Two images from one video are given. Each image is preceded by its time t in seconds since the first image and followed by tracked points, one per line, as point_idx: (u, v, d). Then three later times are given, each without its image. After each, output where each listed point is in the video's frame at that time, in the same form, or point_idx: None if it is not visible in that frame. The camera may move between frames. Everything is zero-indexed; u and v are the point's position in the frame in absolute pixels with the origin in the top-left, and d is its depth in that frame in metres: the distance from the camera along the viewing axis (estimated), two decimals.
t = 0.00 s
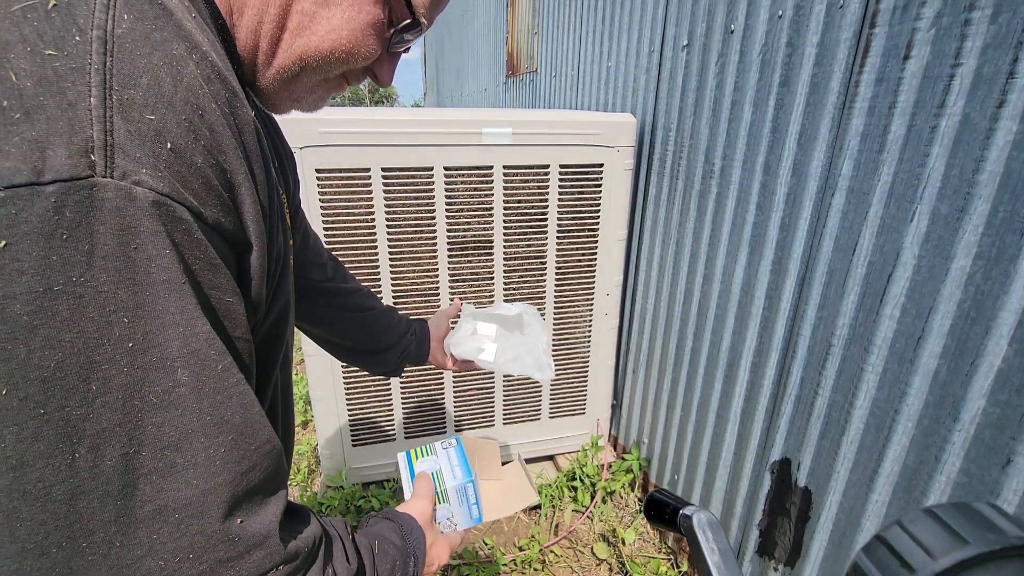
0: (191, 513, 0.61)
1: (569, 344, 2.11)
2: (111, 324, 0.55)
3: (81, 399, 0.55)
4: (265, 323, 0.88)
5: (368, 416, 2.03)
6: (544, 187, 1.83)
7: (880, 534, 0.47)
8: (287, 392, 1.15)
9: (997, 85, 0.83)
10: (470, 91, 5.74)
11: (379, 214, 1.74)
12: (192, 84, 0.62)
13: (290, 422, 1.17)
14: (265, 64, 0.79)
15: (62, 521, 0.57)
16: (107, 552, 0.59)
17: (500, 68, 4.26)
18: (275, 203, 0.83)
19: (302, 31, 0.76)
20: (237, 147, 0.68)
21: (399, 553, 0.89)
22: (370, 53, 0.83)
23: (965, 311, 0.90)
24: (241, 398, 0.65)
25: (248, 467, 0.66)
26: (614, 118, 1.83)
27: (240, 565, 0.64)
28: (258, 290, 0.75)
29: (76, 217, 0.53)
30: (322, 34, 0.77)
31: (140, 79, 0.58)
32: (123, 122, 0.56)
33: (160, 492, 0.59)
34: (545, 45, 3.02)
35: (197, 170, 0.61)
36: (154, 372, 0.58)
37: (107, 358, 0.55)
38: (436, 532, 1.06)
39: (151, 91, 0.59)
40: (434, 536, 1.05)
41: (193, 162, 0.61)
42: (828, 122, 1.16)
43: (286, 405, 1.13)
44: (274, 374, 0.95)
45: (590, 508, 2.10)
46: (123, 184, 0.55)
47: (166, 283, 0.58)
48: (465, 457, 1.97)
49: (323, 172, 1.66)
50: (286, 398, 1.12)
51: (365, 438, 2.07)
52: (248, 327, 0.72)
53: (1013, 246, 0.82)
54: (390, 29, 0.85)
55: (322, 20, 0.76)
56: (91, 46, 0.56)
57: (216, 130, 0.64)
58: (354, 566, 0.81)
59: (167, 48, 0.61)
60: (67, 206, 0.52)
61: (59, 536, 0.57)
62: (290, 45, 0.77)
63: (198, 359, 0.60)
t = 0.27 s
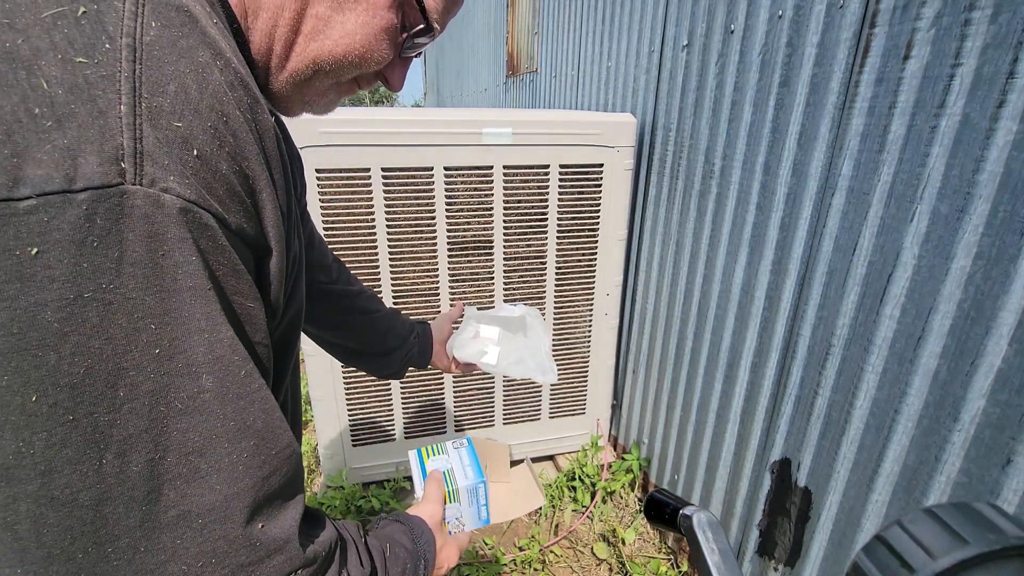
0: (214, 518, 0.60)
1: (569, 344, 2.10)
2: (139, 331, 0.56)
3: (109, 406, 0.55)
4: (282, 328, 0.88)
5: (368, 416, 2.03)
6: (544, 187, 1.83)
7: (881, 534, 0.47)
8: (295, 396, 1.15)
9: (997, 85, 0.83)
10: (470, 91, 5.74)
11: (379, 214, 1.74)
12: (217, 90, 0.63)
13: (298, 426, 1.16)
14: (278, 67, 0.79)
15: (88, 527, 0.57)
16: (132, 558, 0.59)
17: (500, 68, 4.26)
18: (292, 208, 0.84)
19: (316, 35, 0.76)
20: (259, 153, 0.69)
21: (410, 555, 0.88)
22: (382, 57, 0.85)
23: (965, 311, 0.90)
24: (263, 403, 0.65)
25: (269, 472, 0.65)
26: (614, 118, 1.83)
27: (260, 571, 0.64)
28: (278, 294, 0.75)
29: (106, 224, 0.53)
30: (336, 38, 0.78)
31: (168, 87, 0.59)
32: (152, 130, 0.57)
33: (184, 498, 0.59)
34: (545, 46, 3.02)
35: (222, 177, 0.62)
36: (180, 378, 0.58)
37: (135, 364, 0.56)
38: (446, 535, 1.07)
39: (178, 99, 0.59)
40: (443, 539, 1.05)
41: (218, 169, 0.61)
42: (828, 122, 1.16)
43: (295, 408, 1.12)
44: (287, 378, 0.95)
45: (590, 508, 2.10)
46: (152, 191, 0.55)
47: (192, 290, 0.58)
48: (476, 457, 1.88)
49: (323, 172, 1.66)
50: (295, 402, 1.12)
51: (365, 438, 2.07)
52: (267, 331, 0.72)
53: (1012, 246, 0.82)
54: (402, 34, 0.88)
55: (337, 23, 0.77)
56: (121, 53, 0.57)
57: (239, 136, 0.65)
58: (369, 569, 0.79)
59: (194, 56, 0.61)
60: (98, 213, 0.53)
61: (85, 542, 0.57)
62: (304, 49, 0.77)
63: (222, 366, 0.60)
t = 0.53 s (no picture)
0: (230, 523, 0.61)
1: (569, 344, 2.10)
2: (157, 336, 0.56)
3: (127, 411, 0.55)
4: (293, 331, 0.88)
5: (368, 416, 2.03)
6: (544, 187, 1.83)
7: (880, 534, 0.47)
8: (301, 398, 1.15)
9: (997, 85, 0.83)
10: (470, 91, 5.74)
11: (379, 214, 1.74)
12: (233, 95, 0.62)
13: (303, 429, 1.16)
14: (286, 68, 0.78)
15: (106, 534, 0.56)
16: (149, 563, 0.59)
17: (500, 68, 4.26)
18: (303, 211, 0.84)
19: (325, 35, 0.76)
20: (274, 157, 0.69)
21: (419, 558, 0.87)
22: (390, 58, 0.85)
23: (965, 311, 0.90)
24: (277, 408, 0.65)
25: (283, 478, 0.66)
26: (614, 118, 1.83)
27: None
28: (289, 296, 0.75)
29: (125, 230, 0.54)
30: (345, 38, 0.77)
31: (185, 91, 0.59)
32: (170, 135, 0.57)
33: (199, 503, 0.59)
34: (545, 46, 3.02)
35: (238, 181, 0.62)
36: (196, 384, 0.58)
37: (152, 370, 0.56)
38: (454, 535, 1.06)
39: (195, 104, 0.59)
40: (452, 540, 1.04)
41: (234, 173, 0.62)
42: (828, 122, 1.16)
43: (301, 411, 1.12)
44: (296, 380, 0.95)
45: (590, 508, 2.10)
46: (169, 197, 0.56)
47: (209, 295, 0.58)
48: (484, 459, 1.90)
49: (323, 172, 1.66)
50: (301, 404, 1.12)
51: (365, 438, 2.07)
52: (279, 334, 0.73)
53: (1012, 245, 0.82)
54: (411, 34, 0.89)
55: (346, 23, 0.77)
56: (139, 58, 0.57)
57: (255, 141, 0.65)
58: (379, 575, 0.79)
59: (210, 60, 0.61)
60: (117, 219, 0.53)
61: (102, 548, 0.57)
62: (313, 49, 0.77)
63: (238, 371, 0.61)
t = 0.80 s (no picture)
0: (235, 527, 0.61)
1: (569, 344, 2.10)
2: (165, 341, 0.56)
3: (136, 416, 0.55)
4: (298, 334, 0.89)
5: (368, 416, 2.03)
6: (544, 187, 1.83)
7: (880, 534, 0.47)
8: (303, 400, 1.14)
9: (997, 85, 0.83)
10: (471, 91, 5.74)
11: (379, 214, 1.74)
12: (242, 101, 0.63)
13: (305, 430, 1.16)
14: (294, 68, 0.78)
15: (113, 537, 0.56)
16: (154, 566, 0.59)
17: (500, 67, 4.26)
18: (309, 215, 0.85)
19: (334, 37, 0.76)
20: (282, 163, 0.69)
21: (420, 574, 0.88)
22: (398, 56, 0.85)
23: (965, 311, 0.90)
24: (283, 412, 0.66)
25: (289, 482, 0.66)
26: (614, 118, 1.83)
27: None
28: (296, 299, 0.76)
29: (135, 236, 0.53)
30: (354, 38, 0.78)
31: (195, 97, 0.59)
32: (179, 141, 0.57)
33: (205, 506, 0.59)
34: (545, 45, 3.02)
35: (246, 186, 0.63)
36: (203, 389, 0.58)
37: (160, 375, 0.56)
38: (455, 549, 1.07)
39: (205, 110, 0.59)
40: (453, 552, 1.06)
41: (242, 178, 0.62)
42: (828, 122, 1.16)
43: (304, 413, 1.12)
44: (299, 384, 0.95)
45: (590, 508, 2.10)
46: (179, 203, 0.55)
47: (217, 300, 0.58)
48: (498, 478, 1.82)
49: (323, 172, 1.66)
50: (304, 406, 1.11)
51: (365, 438, 2.07)
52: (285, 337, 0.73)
53: (1012, 246, 0.82)
54: (417, 31, 0.89)
55: (355, 24, 0.77)
56: (150, 64, 0.57)
57: (263, 146, 0.65)
58: None
59: (219, 66, 0.62)
60: (127, 224, 0.53)
61: (108, 551, 0.56)
62: (322, 50, 0.77)
63: (245, 376, 0.61)
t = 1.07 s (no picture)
0: (234, 525, 0.61)
1: (569, 344, 2.10)
2: (167, 341, 0.56)
3: (137, 414, 0.55)
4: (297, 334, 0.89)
5: (368, 416, 2.03)
6: (544, 187, 1.83)
7: (880, 534, 0.47)
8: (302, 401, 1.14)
9: (997, 85, 0.83)
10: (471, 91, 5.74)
11: (379, 214, 1.74)
12: (246, 103, 0.63)
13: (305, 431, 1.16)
14: (296, 68, 0.78)
15: (114, 533, 0.56)
16: (153, 562, 0.59)
17: (500, 68, 4.26)
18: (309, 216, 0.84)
19: (338, 36, 0.76)
20: (285, 166, 0.69)
21: None
22: (399, 55, 0.85)
23: (965, 311, 0.90)
24: (284, 413, 0.66)
25: (289, 482, 0.66)
26: (614, 118, 1.83)
27: None
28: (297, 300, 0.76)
29: (139, 238, 0.53)
30: (357, 37, 0.78)
31: (200, 100, 0.59)
32: (183, 144, 0.57)
33: (204, 503, 0.60)
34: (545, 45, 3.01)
35: (249, 188, 0.63)
36: (205, 388, 0.58)
37: (162, 374, 0.56)
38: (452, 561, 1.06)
39: (209, 112, 0.59)
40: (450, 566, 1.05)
41: (245, 181, 0.62)
42: (828, 122, 1.16)
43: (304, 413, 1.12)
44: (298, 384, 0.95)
45: (590, 508, 2.10)
46: (183, 206, 0.55)
47: (220, 301, 0.58)
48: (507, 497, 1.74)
49: (323, 172, 1.66)
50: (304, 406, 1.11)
51: (365, 438, 2.07)
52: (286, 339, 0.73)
53: (1012, 245, 0.82)
54: (418, 29, 0.89)
55: (358, 23, 0.77)
56: (155, 68, 0.57)
57: (266, 148, 0.65)
58: None
59: (223, 69, 0.61)
60: (132, 226, 0.53)
61: (109, 547, 0.57)
62: (325, 50, 0.77)
63: (246, 377, 0.60)
